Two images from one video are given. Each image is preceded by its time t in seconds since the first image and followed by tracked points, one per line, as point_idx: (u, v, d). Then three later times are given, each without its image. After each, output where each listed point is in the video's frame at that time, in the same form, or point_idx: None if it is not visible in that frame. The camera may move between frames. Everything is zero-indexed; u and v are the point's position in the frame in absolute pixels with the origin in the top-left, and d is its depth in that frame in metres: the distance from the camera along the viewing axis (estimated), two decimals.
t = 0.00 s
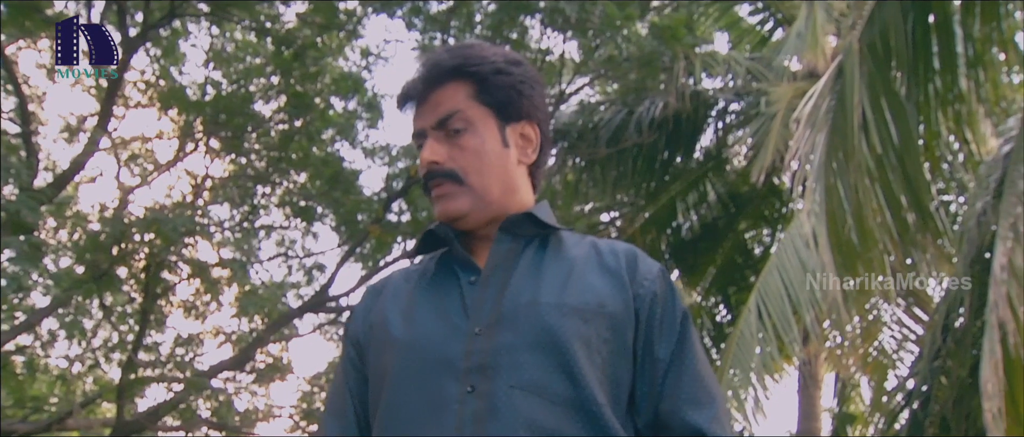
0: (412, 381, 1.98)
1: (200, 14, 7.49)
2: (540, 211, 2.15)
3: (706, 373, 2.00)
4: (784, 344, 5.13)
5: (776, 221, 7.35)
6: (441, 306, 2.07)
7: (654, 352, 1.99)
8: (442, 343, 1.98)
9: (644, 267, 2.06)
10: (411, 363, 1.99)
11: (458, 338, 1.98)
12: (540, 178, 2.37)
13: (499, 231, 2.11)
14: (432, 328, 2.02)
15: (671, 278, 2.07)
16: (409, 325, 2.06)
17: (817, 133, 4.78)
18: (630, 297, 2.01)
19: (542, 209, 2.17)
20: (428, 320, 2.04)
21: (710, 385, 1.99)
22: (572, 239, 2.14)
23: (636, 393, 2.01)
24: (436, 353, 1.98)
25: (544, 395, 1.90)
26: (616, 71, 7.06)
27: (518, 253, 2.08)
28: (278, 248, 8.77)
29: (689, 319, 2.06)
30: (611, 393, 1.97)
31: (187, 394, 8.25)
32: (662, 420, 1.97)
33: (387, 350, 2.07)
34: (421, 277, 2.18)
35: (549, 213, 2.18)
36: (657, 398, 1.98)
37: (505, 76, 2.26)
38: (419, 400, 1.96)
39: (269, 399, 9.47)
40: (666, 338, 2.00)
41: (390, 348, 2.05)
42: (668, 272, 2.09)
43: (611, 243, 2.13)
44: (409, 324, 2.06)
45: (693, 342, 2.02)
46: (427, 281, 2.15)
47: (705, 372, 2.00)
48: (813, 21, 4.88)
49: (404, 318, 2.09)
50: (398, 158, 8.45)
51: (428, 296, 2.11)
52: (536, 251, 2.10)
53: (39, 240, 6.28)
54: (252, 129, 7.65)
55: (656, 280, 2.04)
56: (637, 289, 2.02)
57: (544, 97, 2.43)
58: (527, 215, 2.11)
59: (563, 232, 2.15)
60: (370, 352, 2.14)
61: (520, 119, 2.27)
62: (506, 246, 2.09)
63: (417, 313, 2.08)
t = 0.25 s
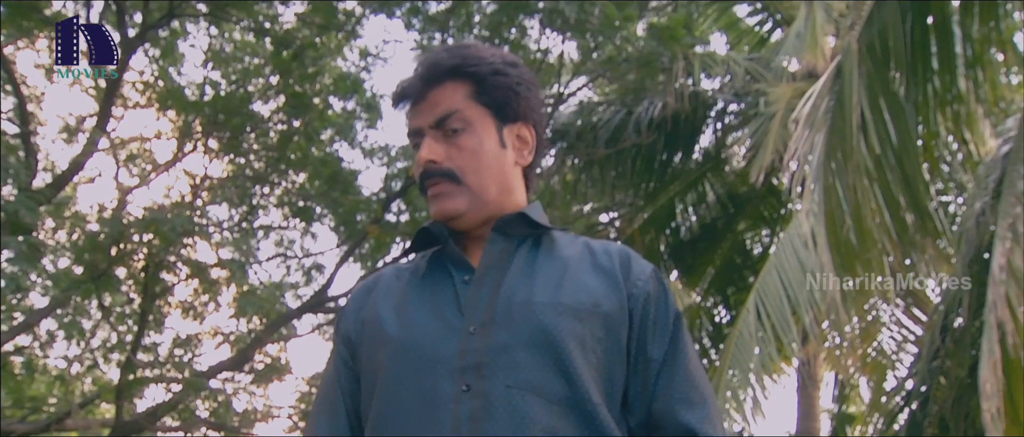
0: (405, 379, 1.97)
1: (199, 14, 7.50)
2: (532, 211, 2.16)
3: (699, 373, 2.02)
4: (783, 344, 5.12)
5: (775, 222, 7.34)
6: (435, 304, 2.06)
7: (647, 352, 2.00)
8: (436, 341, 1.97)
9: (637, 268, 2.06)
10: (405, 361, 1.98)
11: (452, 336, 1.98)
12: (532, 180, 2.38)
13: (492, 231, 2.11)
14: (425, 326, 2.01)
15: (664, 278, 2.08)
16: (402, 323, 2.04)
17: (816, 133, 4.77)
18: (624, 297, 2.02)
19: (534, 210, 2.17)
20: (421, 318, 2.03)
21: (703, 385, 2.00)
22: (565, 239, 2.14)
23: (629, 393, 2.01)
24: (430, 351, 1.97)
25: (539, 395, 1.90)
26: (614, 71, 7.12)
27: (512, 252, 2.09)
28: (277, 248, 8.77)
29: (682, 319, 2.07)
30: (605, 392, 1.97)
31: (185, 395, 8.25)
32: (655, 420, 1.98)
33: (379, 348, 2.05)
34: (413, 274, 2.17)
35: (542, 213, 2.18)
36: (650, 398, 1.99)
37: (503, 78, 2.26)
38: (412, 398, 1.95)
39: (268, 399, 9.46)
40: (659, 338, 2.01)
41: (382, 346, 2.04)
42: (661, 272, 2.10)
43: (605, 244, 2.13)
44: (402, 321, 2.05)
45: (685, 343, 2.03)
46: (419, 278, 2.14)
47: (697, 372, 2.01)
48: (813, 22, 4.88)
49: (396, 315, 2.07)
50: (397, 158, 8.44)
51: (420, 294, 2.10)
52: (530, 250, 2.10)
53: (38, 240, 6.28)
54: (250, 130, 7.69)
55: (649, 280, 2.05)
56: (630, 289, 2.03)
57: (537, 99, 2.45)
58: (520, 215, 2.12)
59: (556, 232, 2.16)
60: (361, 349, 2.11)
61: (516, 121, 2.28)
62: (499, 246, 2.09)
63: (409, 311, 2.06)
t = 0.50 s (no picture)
0: (401, 378, 1.96)
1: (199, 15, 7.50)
2: (526, 212, 2.15)
3: (692, 375, 2.02)
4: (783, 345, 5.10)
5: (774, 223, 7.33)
6: (430, 304, 2.05)
7: (641, 354, 2.01)
8: (431, 341, 1.97)
9: (631, 269, 2.07)
10: (400, 361, 1.98)
11: (448, 336, 1.97)
12: (525, 182, 2.38)
13: (486, 232, 2.10)
14: (420, 326, 2.01)
15: (657, 280, 2.09)
16: (396, 323, 2.04)
17: (815, 133, 4.78)
18: (619, 298, 2.02)
19: (528, 211, 2.17)
20: (416, 317, 2.03)
21: (696, 387, 2.01)
22: (559, 241, 2.14)
23: (622, 394, 2.02)
24: (425, 351, 1.96)
25: (535, 395, 1.90)
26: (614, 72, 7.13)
27: (506, 253, 2.09)
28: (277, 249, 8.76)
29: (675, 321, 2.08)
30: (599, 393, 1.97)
31: (185, 396, 8.24)
32: (649, 421, 1.98)
33: (372, 348, 2.04)
34: (406, 274, 2.16)
35: (535, 214, 2.18)
36: (643, 400, 1.99)
37: (503, 79, 2.26)
38: (408, 398, 1.94)
39: (268, 400, 9.45)
40: (653, 340, 2.02)
41: (376, 345, 2.03)
42: (654, 275, 2.10)
43: (599, 246, 2.13)
44: (396, 320, 2.04)
45: (679, 345, 2.04)
46: (412, 278, 2.14)
47: (690, 374, 2.02)
48: (814, 22, 4.87)
49: (390, 314, 2.06)
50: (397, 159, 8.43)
51: (414, 293, 2.09)
52: (524, 251, 2.10)
53: (38, 242, 6.27)
54: (250, 131, 7.73)
55: (643, 282, 2.05)
56: (624, 291, 2.03)
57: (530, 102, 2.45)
58: (514, 216, 2.11)
59: (549, 234, 2.15)
60: (353, 349, 2.10)
61: (512, 122, 2.28)
62: (493, 247, 2.09)
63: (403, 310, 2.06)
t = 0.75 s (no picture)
0: (396, 378, 1.96)
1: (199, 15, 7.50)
2: (521, 213, 2.17)
3: (685, 377, 2.03)
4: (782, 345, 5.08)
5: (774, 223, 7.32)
6: (425, 303, 2.05)
7: (636, 355, 2.01)
8: (427, 340, 1.97)
9: (626, 271, 2.07)
10: (395, 359, 1.97)
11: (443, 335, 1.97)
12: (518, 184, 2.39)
13: (481, 233, 2.11)
14: (416, 325, 2.00)
15: (651, 283, 2.09)
16: (391, 321, 2.03)
17: (815, 133, 4.79)
18: (613, 299, 2.02)
19: (523, 212, 2.18)
20: (411, 316, 2.02)
21: (690, 389, 2.02)
22: (553, 242, 2.15)
23: (616, 395, 2.02)
24: (421, 350, 1.96)
25: (531, 395, 1.90)
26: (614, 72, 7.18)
27: (501, 254, 2.09)
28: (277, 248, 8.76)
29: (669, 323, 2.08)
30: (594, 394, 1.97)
31: (185, 396, 8.24)
32: (643, 423, 1.99)
33: (367, 347, 2.03)
34: (399, 272, 2.15)
35: (530, 215, 2.19)
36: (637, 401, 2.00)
37: (502, 80, 2.27)
38: (403, 397, 1.94)
39: (268, 400, 9.44)
40: (647, 341, 2.02)
41: (371, 344, 2.02)
42: (648, 277, 2.11)
43: (593, 247, 2.13)
44: (391, 319, 2.04)
45: (672, 346, 2.04)
46: (406, 277, 2.13)
47: (683, 376, 2.03)
48: (814, 22, 4.87)
49: (385, 313, 2.06)
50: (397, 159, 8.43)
51: (409, 292, 2.08)
52: (518, 252, 2.10)
53: (38, 242, 6.26)
54: (249, 131, 7.75)
55: (638, 284, 2.06)
56: (619, 293, 2.03)
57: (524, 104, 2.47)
58: (511, 217, 2.13)
59: (543, 235, 2.16)
60: (347, 348, 2.09)
61: (510, 123, 2.29)
62: (488, 248, 2.09)
63: (399, 309, 2.05)
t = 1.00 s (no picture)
0: (390, 376, 1.95)
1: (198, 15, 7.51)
2: (517, 214, 2.17)
3: (679, 379, 2.03)
4: (783, 345, 5.06)
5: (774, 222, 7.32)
6: (420, 303, 2.05)
7: (630, 356, 2.01)
8: (422, 338, 1.97)
9: (621, 272, 2.07)
10: (390, 358, 1.97)
11: (438, 335, 1.97)
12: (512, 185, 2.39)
13: (476, 233, 2.11)
14: (411, 324, 2.00)
15: (645, 285, 2.09)
16: (386, 320, 2.03)
17: (816, 134, 4.79)
18: (608, 300, 2.03)
19: (518, 213, 2.19)
20: (406, 315, 2.02)
21: (683, 390, 2.02)
22: (548, 243, 2.15)
23: (609, 396, 2.02)
24: (416, 349, 1.96)
25: (526, 394, 1.90)
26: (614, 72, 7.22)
27: (496, 254, 2.09)
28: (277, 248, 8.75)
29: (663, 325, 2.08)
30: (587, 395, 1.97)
31: (186, 396, 8.24)
32: (637, 424, 1.99)
33: (361, 346, 2.03)
34: (393, 272, 2.15)
35: (525, 215, 2.20)
36: (631, 402, 2.00)
37: (500, 81, 2.27)
38: (398, 396, 1.93)
39: (269, 400, 9.43)
40: (641, 342, 2.02)
41: (366, 343, 2.02)
42: (642, 279, 2.11)
43: (588, 248, 2.13)
44: (386, 318, 2.03)
45: (666, 348, 2.05)
46: (400, 277, 2.13)
47: (677, 377, 2.03)
48: (814, 22, 4.86)
49: (380, 312, 2.05)
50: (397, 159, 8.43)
51: (404, 292, 2.08)
52: (513, 253, 2.10)
53: (39, 242, 6.27)
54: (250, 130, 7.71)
55: (632, 285, 2.06)
56: (614, 294, 2.04)
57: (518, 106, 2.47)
58: (507, 217, 2.13)
59: (538, 237, 2.17)
60: (340, 346, 2.09)
61: (507, 124, 2.29)
62: (483, 248, 2.09)
63: (394, 308, 2.05)
